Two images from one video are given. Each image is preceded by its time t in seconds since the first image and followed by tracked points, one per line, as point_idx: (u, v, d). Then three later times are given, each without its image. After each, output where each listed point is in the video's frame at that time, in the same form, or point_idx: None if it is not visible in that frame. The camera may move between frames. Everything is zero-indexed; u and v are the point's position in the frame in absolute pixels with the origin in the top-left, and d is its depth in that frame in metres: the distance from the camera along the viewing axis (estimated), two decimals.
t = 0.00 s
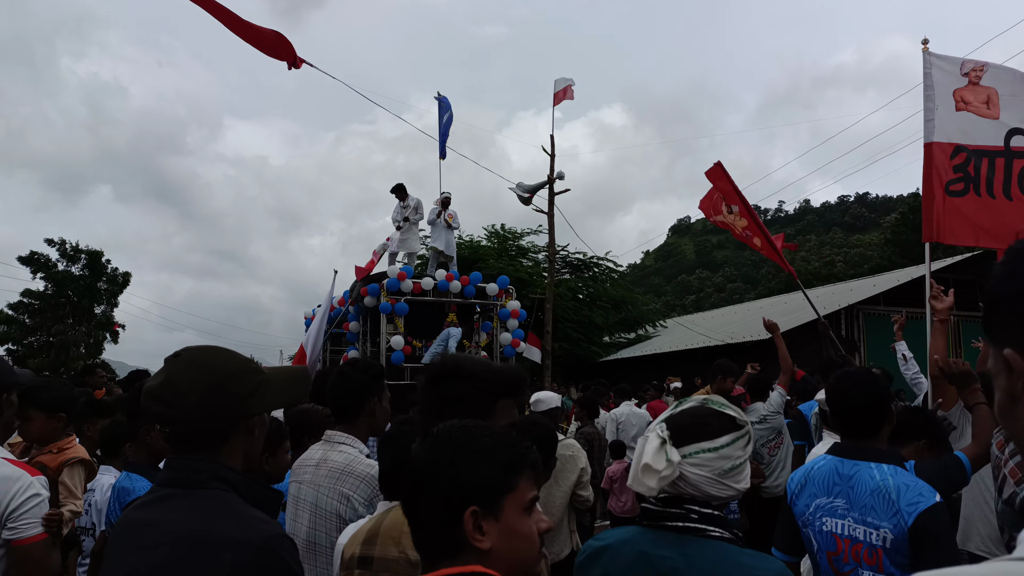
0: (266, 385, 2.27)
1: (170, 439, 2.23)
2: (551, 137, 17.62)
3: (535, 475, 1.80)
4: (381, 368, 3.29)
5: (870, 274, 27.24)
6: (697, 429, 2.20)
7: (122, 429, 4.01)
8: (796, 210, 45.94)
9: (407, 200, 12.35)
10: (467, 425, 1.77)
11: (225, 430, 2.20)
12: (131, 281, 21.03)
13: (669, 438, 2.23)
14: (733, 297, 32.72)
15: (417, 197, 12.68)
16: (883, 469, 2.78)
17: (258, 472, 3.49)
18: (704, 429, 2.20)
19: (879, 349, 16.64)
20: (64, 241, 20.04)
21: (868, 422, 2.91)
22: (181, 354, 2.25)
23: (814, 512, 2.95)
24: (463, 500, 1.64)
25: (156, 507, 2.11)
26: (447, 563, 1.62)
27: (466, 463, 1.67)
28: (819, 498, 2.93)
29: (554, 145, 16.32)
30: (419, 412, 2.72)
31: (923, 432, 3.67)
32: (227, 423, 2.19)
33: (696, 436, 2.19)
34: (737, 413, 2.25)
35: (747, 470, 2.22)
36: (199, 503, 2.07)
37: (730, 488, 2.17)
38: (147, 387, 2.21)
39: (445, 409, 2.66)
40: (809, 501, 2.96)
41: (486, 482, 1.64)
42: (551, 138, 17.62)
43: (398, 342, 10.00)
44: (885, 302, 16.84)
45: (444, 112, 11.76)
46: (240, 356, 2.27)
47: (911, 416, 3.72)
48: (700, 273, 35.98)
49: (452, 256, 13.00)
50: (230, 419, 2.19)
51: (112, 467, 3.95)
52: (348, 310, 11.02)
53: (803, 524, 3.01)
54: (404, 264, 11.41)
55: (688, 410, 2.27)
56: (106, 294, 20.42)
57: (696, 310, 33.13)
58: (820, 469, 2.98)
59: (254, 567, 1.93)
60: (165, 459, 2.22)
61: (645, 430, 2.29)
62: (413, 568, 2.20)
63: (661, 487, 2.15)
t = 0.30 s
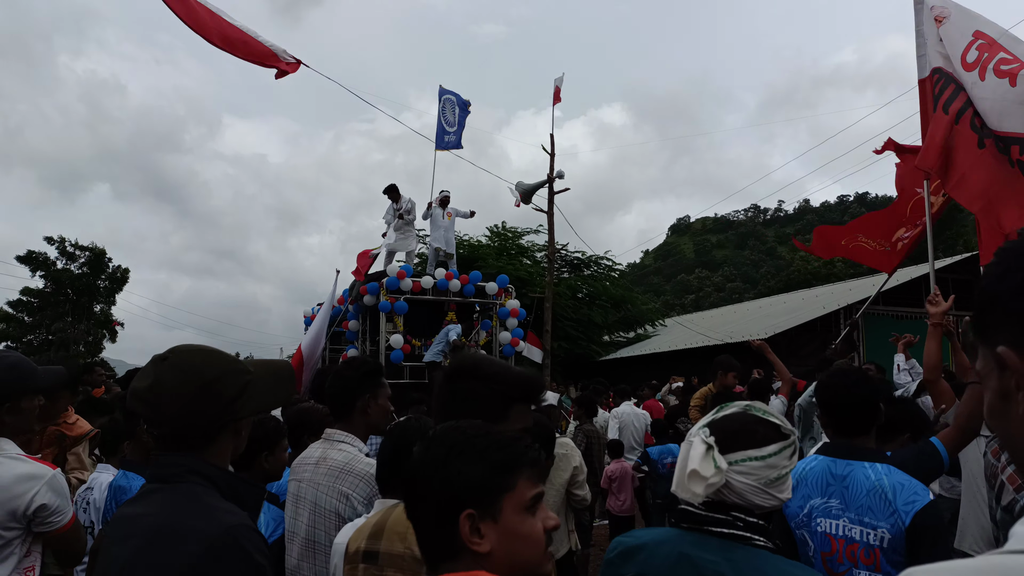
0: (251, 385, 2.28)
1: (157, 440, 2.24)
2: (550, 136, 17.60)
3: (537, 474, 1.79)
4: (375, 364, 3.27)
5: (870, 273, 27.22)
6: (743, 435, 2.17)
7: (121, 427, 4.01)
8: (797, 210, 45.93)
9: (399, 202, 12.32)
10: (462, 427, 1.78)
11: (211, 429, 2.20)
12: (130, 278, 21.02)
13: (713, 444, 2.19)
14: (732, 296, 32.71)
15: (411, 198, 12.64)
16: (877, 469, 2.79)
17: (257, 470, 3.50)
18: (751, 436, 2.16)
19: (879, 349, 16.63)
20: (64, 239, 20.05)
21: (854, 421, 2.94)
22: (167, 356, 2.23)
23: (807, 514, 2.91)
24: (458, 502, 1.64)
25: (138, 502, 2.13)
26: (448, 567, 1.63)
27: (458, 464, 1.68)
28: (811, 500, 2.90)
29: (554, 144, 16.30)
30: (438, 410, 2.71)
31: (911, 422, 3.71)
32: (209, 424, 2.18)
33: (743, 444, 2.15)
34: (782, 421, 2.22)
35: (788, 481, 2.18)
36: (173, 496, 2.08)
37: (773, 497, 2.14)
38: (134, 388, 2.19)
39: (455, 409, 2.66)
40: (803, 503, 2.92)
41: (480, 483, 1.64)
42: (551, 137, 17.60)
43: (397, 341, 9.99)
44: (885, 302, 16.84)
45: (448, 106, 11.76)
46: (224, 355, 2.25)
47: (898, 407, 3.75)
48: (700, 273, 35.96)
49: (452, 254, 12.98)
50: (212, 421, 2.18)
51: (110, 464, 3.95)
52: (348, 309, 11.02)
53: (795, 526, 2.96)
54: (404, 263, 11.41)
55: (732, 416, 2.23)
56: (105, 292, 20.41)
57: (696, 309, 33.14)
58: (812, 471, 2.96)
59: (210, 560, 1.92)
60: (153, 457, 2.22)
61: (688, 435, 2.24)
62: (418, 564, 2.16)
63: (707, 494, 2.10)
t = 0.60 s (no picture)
0: (236, 381, 2.26)
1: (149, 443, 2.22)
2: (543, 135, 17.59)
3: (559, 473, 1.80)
4: (369, 364, 3.28)
5: (862, 273, 27.36)
6: (753, 440, 2.18)
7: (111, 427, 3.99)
8: (789, 210, 46.13)
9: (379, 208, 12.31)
10: (480, 428, 1.76)
11: (199, 428, 2.19)
12: (121, 277, 20.91)
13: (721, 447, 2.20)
14: (724, 296, 32.82)
15: (388, 207, 12.56)
16: (854, 468, 2.82)
17: (253, 470, 3.50)
18: (759, 440, 2.17)
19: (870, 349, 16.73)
20: (54, 237, 19.94)
21: (833, 420, 2.94)
22: (148, 364, 2.22)
23: (790, 515, 2.91)
24: (478, 506, 1.65)
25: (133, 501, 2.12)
26: (469, 571, 1.64)
27: (477, 466, 1.68)
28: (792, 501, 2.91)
29: (547, 143, 16.31)
30: (442, 414, 2.66)
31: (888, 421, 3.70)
32: (200, 427, 2.19)
33: (751, 447, 2.17)
34: (789, 424, 2.23)
35: (796, 484, 2.19)
36: (152, 491, 2.07)
37: (780, 500, 2.14)
38: (119, 398, 2.18)
39: (460, 409, 2.62)
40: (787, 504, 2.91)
41: (497, 487, 1.65)
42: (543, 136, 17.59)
43: (390, 340, 9.97)
44: (876, 302, 16.95)
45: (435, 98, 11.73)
46: (206, 358, 2.24)
47: (876, 407, 3.74)
48: (692, 273, 36.05)
49: (444, 253, 12.97)
50: (206, 421, 2.19)
51: (99, 464, 3.93)
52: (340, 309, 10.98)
53: (779, 528, 2.96)
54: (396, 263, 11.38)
55: (740, 419, 2.24)
56: (96, 291, 20.30)
57: (688, 309, 33.27)
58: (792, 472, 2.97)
59: (178, 550, 1.91)
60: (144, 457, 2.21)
61: (695, 438, 2.26)
62: (414, 565, 2.13)
63: (715, 498, 2.10)
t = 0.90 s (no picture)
0: (234, 377, 2.24)
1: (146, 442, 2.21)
2: (541, 133, 17.57)
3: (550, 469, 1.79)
4: (368, 363, 3.28)
5: (858, 271, 27.43)
6: (728, 435, 2.16)
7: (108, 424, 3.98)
8: (786, 208, 46.22)
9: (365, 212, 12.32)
10: (475, 424, 1.74)
11: (195, 426, 2.18)
12: (118, 275, 20.86)
13: (698, 443, 2.19)
14: (722, 294, 32.85)
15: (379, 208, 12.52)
16: (844, 463, 2.82)
17: (251, 466, 3.49)
18: (734, 435, 2.15)
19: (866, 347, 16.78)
20: (50, 235, 19.88)
21: (819, 417, 2.95)
22: (144, 361, 2.21)
23: (782, 511, 2.90)
24: (473, 503, 1.63)
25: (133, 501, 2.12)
26: (461, 569, 1.63)
27: (473, 465, 1.66)
28: (784, 497, 2.91)
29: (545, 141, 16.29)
30: (444, 412, 2.68)
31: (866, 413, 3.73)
32: (193, 423, 2.17)
33: (726, 442, 2.15)
34: (764, 417, 2.22)
35: (774, 474, 2.17)
36: (158, 490, 2.07)
37: (757, 492, 2.13)
38: (117, 395, 2.18)
39: (461, 409, 2.62)
40: (777, 500, 2.92)
41: (493, 483, 1.63)
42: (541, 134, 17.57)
43: (387, 339, 9.96)
44: (872, 300, 16.98)
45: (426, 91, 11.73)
46: (200, 355, 2.23)
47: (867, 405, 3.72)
48: (690, 270, 36.08)
49: (441, 250, 12.95)
50: (196, 418, 2.17)
51: (96, 461, 3.91)
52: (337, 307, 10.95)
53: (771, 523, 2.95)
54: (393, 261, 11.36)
55: (716, 414, 2.23)
56: (93, 289, 20.21)
57: (685, 307, 33.33)
58: (783, 469, 2.96)
59: (190, 546, 1.91)
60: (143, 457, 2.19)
61: (672, 435, 2.26)
62: (414, 561, 2.13)
63: (691, 493, 2.11)
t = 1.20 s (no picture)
0: (236, 384, 2.25)
1: (145, 443, 2.19)
2: (539, 136, 17.57)
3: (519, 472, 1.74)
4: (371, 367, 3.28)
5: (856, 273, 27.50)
6: (717, 435, 2.16)
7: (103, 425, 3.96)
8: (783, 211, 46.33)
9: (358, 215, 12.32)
10: (444, 427, 1.71)
11: (194, 432, 2.17)
12: (116, 277, 20.80)
13: (690, 446, 2.21)
14: (719, 296, 32.93)
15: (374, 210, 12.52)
16: (842, 465, 2.82)
17: (246, 468, 3.47)
18: (723, 435, 2.15)
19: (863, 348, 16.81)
20: (47, 236, 19.82)
21: (818, 420, 2.96)
22: (146, 362, 2.21)
23: (780, 513, 2.90)
24: (444, 505, 1.59)
25: (131, 507, 2.10)
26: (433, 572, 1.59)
27: (444, 466, 1.62)
28: (782, 499, 2.90)
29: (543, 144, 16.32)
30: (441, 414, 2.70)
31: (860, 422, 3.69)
32: (189, 424, 2.16)
33: (717, 443, 2.15)
34: (755, 416, 2.22)
35: (768, 474, 2.17)
36: (163, 498, 2.05)
37: (752, 491, 2.13)
38: (117, 394, 2.17)
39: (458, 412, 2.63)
40: (775, 501, 2.91)
41: (467, 485, 1.59)
42: (540, 137, 17.56)
43: (385, 341, 9.94)
44: (869, 302, 17.01)
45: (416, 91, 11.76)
46: (205, 357, 2.23)
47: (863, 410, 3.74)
48: (687, 273, 36.13)
49: (438, 252, 12.94)
50: (192, 419, 2.16)
51: (90, 464, 3.89)
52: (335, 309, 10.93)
53: (769, 525, 2.95)
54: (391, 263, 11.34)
55: (708, 416, 2.22)
56: (89, 291, 20.12)
57: (683, 309, 33.37)
58: (779, 470, 2.96)
59: (212, 554, 1.91)
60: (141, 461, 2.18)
61: (666, 438, 2.28)
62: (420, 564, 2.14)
63: (685, 494, 2.12)
